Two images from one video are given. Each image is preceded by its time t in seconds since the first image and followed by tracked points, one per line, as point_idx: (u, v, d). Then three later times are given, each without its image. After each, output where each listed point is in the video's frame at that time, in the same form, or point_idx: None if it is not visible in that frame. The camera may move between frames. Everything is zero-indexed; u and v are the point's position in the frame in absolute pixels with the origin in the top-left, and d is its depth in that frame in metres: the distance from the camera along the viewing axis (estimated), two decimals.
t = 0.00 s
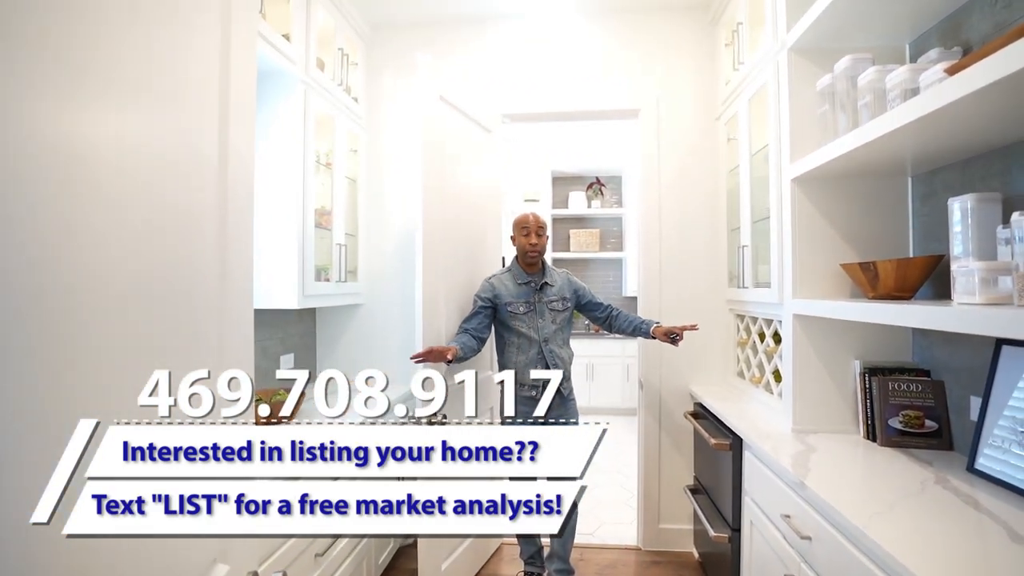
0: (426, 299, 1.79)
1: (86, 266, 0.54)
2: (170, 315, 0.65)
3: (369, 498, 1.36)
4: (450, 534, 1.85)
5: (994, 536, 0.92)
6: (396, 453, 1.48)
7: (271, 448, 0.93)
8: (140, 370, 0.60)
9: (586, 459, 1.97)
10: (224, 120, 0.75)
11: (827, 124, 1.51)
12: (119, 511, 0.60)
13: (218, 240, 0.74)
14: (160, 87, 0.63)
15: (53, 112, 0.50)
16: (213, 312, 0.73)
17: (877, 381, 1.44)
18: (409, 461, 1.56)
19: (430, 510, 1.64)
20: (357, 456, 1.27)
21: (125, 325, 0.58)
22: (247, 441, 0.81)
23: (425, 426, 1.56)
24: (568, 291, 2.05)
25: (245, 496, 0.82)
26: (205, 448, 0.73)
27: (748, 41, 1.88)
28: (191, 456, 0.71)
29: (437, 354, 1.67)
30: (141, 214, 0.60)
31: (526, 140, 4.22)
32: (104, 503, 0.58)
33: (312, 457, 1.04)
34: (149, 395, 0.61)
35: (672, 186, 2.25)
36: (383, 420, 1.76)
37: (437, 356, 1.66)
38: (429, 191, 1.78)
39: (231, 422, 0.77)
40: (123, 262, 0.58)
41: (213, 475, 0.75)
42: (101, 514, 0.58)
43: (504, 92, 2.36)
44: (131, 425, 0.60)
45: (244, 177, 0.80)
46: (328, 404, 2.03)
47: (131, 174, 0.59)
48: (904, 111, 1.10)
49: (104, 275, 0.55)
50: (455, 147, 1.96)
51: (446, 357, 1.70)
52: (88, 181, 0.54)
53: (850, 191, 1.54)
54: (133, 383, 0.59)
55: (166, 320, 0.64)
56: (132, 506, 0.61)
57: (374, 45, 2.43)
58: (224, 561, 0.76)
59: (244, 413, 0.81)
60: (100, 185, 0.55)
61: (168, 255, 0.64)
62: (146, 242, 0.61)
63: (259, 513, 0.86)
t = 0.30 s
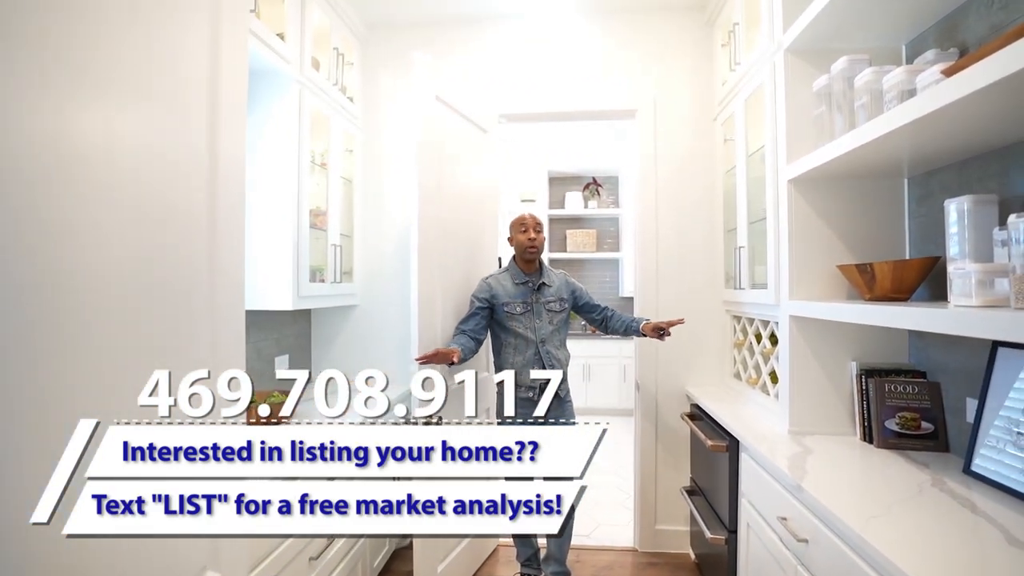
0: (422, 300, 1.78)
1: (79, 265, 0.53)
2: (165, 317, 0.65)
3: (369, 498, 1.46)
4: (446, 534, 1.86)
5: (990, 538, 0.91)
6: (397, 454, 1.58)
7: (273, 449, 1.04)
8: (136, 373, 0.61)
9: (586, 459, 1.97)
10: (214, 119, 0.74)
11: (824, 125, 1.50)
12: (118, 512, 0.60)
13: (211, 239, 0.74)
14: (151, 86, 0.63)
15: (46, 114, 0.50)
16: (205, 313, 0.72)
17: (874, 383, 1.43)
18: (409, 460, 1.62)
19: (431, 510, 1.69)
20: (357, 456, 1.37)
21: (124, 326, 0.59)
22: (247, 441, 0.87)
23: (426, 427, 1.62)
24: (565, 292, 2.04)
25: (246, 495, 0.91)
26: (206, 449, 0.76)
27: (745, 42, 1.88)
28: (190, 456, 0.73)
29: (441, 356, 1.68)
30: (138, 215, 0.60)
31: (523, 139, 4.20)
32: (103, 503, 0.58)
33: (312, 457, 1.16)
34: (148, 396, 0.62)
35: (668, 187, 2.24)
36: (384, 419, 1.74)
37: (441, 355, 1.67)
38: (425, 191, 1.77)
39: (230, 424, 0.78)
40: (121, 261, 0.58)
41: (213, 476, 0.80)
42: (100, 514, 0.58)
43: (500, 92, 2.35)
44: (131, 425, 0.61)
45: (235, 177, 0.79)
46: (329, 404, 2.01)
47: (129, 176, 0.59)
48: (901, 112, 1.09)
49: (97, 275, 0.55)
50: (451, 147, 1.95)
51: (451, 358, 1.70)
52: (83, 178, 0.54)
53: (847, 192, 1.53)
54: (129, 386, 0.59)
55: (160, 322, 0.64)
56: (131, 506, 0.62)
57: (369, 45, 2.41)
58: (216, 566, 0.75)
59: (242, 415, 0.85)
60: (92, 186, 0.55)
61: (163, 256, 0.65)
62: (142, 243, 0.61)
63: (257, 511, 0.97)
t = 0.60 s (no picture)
0: (417, 300, 1.77)
1: (61, 264, 0.53)
2: (156, 319, 0.65)
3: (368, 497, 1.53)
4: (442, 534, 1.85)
5: (984, 539, 0.91)
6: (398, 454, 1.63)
7: (272, 448, 1.09)
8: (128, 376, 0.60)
9: (586, 459, 1.97)
10: (203, 117, 0.73)
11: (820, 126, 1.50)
12: (119, 511, 0.59)
13: (199, 239, 0.73)
14: (137, 84, 0.62)
15: (29, 114, 0.50)
16: (194, 314, 0.72)
17: (869, 383, 1.44)
18: (409, 461, 1.66)
19: (431, 510, 1.69)
20: (356, 456, 1.44)
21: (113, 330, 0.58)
22: (245, 443, 0.84)
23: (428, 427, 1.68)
24: (561, 291, 2.03)
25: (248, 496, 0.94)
26: (206, 449, 0.73)
27: (741, 41, 1.88)
28: (190, 457, 0.70)
29: (441, 332, 1.67)
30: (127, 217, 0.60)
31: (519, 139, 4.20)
32: (103, 503, 0.58)
33: (313, 456, 1.23)
34: (149, 395, 0.63)
35: (664, 187, 2.24)
36: (383, 420, 1.74)
37: (440, 330, 1.67)
38: (420, 190, 1.76)
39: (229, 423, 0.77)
40: (108, 263, 0.58)
41: (212, 475, 0.76)
42: (100, 514, 0.57)
43: (496, 91, 2.35)
44: (132, 425, 0.61)
45: (224, 176, 0.78)
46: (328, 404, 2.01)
47: (118, 177, 0.59)
48: (897, 112, 1.09)
49: (83, 277, 0.55)
50: (446, 147, 1.94)
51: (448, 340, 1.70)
52: (67, 176, 0.53)
53: (842, 192, 1.53)
54: (121, 388, 0.59)
55: (152, 324, 0.64)
56: (132, 507, 0.60)
57: (364, 44, 2.40)
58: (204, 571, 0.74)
59: (239, 415, 0.81)
60: (75, 187, 0.54)
61: (154, 258, 0.64)
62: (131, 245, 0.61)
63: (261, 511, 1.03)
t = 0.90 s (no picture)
0: (413, 301, 1.76)
1: (57, 266, 0.53)
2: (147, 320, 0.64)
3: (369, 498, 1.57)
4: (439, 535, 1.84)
5: (982, 541, 0.91)
6: (399, 454, 1.62)
7: (273, 449, 1.17)
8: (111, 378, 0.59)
9: (586, 460, 1.97)
10: (194, 116, 0.72)
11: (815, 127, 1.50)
12: (119, 511, 0.59)
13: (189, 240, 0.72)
14: (127, 82, 0.61)
15: (22, 121, 0.51)
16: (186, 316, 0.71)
17: (865, 384, 1.43)
18: (409, 461, 1.65)
19: (431, 510, 1.68)
20: (357, 456, 1.49)
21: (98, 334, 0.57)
22: (244, 444, 0.91)
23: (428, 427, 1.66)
24: (556, 292, 2.03)
25: (245, 497, 1.00)
26: (205, 449, 0.77)
27: (736, 41, 1.87)
28: (189, 458, 0.73)
29: (428, 350, 1.66)
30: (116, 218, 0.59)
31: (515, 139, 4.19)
32: (103, 503, 0.58)
33: (313, 455, 1.29)
34: (149, 395, 0.63)
35: (660, 187, 2.24)
36: (381, 420, 1.74)
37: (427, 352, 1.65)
38: (416, 191, 1.75)
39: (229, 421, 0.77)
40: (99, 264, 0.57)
41: (213, 475, 0.81)
42: (100, 513, 0.58)
43: (491, 91, 2.34)
44: (131, 425, 0.62)
45: (214, 176, 0.77)
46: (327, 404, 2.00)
47: (108, 177, 0.58)
48: (892, 113, 1.09)
49: (64, 279, 0.54)
50: (441, 148, 1.93)
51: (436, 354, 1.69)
52: (61, 179, 0.54)
53: (837, 192, 1.53)
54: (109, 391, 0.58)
55: (150, 325, 0.64)
56: (132, 507, 0.60)
57: (359, 44, 2.39)
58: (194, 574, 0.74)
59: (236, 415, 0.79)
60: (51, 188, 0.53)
61: (153, 258, 0.64)
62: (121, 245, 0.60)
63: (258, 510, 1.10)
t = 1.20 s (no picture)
0: (410, 301, 1.75)
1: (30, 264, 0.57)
2: (120, 325, 0.66)
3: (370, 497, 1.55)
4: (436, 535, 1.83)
5: (980, 542, 0.91)
6: (399, 454, 1.62)
7: (272, 448, 1.20)
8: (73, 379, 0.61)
9: (586, 460, 1.95)
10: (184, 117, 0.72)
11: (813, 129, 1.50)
12: (119, 510, 0.67)
13: (172, 244, 0.73)
14: (104, 85, 0.64)
15: None
16: (170, 322, 0.73)
17: (864, 385, 1.43)
18: (409, 461, 1.65)
19: (431, 510, 1.68)
20: (357, 456, 1.48)
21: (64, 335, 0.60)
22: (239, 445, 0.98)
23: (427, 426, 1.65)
24: (554, 293, 2.02)
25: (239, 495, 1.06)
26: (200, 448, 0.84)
27: (735, 41, 1.87)
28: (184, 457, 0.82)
29: (426, 351, 1.64)
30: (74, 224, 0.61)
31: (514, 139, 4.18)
32: (103, 503, 0.66)
33: (313, 455, 1.32)
34: (148, 395, 0.70)
35: (658, 187, 2.23)
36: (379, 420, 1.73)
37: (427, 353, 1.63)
38: (414, 190, 1.75)
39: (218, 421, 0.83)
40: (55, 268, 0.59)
41: (213, 475, 0.94)
42: (100, 513, 0.66)
43: (489, 91, 2.33)
44: (131, 424, 0.69)
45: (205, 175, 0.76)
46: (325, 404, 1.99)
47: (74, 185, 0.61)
48: (891, 112, 1.08)
49: (36, 276, 0.57)
50: (439, 148, 1.93)
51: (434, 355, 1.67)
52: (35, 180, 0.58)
53: (835, 193, 1.53)
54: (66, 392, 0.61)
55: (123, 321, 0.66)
56: (131, 506, 0.68)
57: (357, 43, 2.38)
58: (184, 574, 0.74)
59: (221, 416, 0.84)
60: (20, 206, 0.56)
61: (129, 257, 0.67)
62: (91, 251, 0.62)
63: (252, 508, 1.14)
